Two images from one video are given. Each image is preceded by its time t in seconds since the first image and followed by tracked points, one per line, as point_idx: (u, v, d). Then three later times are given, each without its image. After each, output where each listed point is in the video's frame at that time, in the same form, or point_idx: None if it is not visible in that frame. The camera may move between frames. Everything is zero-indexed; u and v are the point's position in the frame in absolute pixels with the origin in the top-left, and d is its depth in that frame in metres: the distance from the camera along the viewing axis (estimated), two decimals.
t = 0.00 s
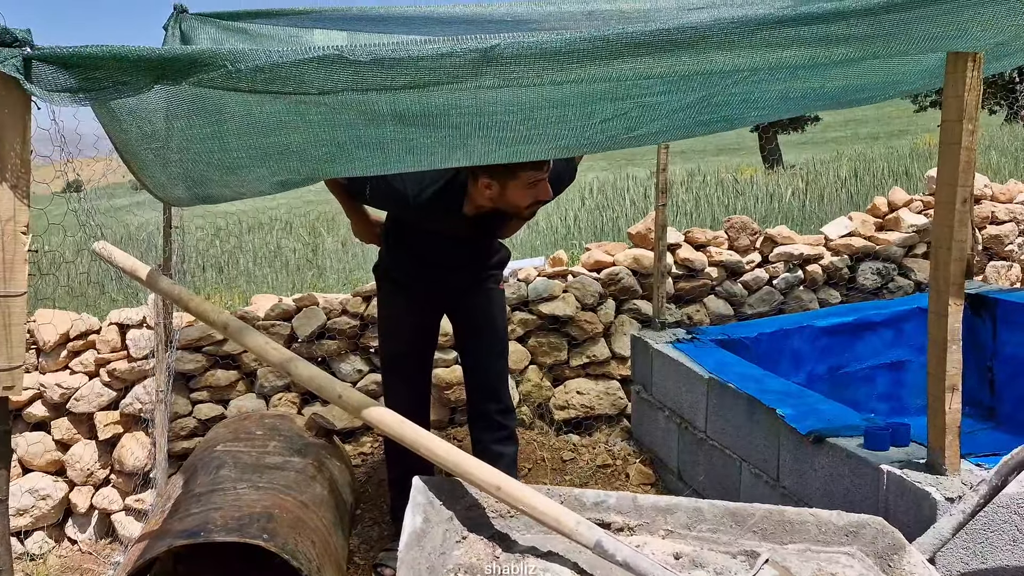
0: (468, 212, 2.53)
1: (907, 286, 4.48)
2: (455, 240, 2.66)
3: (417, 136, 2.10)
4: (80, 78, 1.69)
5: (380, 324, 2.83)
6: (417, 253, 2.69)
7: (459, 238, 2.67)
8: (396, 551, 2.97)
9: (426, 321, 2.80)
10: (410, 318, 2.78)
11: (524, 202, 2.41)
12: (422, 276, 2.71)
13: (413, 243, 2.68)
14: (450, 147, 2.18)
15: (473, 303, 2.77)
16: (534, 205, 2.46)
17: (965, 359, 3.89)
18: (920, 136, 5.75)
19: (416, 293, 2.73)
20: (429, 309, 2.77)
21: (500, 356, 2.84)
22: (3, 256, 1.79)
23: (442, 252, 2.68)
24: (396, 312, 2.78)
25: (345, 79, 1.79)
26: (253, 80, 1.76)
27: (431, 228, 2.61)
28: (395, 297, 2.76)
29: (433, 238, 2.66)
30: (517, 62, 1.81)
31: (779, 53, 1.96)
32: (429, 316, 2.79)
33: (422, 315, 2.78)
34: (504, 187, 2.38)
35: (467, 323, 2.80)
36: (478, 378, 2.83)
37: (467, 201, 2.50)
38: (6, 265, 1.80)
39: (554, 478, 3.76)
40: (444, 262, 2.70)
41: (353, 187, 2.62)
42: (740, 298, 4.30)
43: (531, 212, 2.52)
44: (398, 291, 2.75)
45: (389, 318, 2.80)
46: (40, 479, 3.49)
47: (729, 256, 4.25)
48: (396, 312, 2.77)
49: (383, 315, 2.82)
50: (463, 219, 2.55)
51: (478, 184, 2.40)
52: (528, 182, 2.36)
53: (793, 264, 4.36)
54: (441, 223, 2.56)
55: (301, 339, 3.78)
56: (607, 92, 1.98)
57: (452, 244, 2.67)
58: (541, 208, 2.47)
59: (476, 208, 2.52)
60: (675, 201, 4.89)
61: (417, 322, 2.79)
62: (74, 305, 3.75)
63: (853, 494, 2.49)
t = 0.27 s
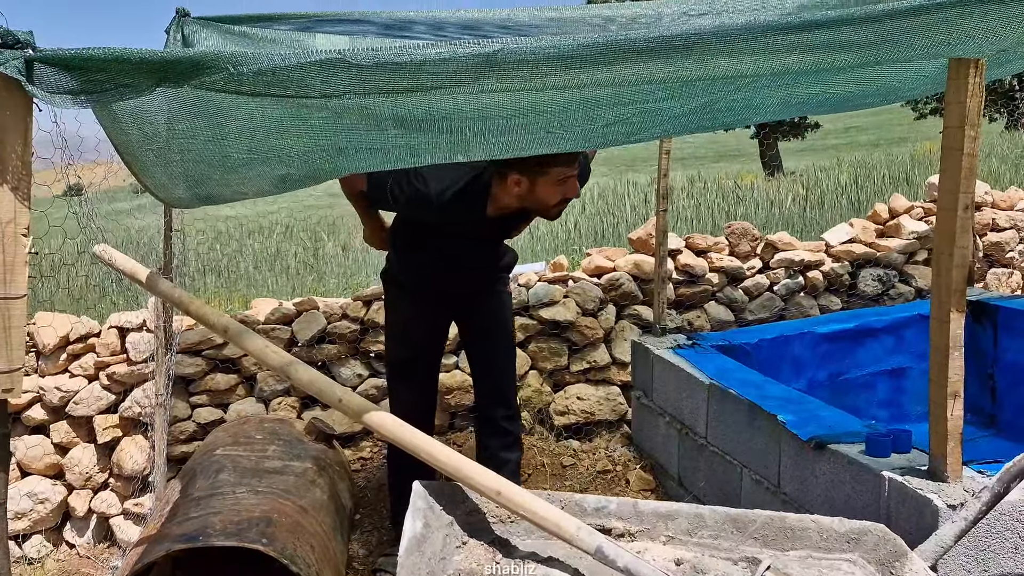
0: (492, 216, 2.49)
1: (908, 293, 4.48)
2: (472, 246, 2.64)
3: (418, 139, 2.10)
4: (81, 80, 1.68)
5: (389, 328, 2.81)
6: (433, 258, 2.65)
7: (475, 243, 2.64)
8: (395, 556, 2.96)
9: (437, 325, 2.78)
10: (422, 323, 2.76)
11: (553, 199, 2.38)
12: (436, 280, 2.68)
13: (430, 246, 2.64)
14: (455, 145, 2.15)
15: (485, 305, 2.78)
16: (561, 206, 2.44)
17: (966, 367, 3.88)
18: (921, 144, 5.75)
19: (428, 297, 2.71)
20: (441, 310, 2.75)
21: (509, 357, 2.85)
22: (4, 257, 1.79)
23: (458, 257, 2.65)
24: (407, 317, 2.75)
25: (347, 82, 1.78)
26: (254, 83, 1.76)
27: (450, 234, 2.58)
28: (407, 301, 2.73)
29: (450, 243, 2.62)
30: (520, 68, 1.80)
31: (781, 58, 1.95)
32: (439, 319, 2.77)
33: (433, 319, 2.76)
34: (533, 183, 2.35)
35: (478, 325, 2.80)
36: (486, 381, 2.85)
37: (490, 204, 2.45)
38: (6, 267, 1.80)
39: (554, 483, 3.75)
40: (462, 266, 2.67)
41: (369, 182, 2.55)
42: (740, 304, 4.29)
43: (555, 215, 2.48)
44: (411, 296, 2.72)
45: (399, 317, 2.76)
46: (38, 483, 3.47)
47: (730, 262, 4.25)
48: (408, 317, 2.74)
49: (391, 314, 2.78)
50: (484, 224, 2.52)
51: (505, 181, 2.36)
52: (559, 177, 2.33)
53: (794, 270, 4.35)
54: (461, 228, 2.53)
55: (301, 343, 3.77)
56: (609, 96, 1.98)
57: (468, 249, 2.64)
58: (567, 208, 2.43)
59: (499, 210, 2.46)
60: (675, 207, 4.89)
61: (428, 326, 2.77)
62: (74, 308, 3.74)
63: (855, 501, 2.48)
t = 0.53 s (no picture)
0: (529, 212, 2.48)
1: (908, 302, 4.47)
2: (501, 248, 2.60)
3: (418, 142, 2.10)
4: (81, 81, 1.68)
5: (404, 335, 2.70)
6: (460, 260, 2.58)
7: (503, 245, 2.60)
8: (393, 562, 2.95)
9: (457, 331, 2.70)
10: (443, 328, 2.67)
11: (593, 188, 2.42)
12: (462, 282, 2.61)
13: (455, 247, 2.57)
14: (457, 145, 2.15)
15: (509, 309, 2.74)
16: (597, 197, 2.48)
17: (967, 376, 3.87)
18: (922, 152, 5.75)
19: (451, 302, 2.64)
20: (461, 313, 2.67)
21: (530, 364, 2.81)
22: (1, 258, 1.78)
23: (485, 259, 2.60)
24: (427, 322, 2.65)
25: (348, 86, 1.78)
26: (254, 86, 1.75)
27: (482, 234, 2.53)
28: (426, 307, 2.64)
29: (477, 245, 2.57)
30: (521, 73, 1.80)
31: (784, 63, 1.94)
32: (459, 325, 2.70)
33: (454, 324, 2.68)
34: (573, 172, 2.39)
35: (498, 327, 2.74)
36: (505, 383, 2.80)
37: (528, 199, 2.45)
38: (3, 268, 1.79)
39: (552, 490, 3.76)
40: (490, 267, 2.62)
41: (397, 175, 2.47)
42: (740, 312, 4.29)
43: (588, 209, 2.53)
44: (432, 302, 2.62)
45: (414, 320, 2.67)
46: (34, 486, 3.46)
47: (731, 269, 4.24)
48: (429, 322, 2.65)
49: (405, 316, 2.68)
50: (519, 223, 2.51)
51: (544, 172, 2.39)
52: (598, 167, 2.38)
53: (794, 278, 4.35)
54: (495, 226, 2.50)
55: (300, 347, 3.77)
56: (611, 101, 1.98)
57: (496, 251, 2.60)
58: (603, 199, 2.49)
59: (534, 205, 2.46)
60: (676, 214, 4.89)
61: (449, 332, 2.68)
62: (72, 311, 3.73)
63: (855, 510, 2.47)
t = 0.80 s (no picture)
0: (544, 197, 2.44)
1: (908, 312, 4.47)
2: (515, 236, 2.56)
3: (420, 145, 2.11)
4: (83, 86, 1.68)
5: (416, 323, 2.68)
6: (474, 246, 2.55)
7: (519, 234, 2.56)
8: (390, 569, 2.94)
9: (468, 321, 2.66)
10: (454, 317, 2.64)
11: (608, 156, 2.40)
12: (474, 270, 2.58)
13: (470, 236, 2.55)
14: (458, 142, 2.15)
15: (524, 304, 2.67)
16: (614, 169, 2.45)
17: (967, 387, 3.86)
18: (923, 162, 5.75)
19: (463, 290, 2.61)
20: (472, 305, 2.64)
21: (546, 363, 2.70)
22: (1, 263, 1.78)
23: (500, 247, 2.56)
24: (438, 309, 2.63)
25: (349, 92, 1.78)
26: (256, 92, 1.76)
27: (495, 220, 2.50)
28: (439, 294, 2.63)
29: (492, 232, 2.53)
30: (522, 81, 1.80)
31: (785, 73, 1.94)
32: (471, 315, 2.66)
33: (466, 313, 2.65)
34: (585, 145, 2.37)
35: (509, 323, 2.67)
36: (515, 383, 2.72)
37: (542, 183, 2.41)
38: (3, 273, 1.79)
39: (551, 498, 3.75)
40: (504, 256, 2.58)
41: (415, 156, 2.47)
42: (740, 320, 4.29)
43: (607, 184, 2.50)
44: (445, 288, 2.61)
45: (426, 309, 2.66)
46: (32, 490, 3.45)
47: (731, 278, 4.24)
48: (440, 308, 2.63)
49: (419, 304, 2.67)
50: (533, 209, 2.46)
51: (557, 151, 2.38)
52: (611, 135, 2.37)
53: (794, 287, 4.34)
54: (508, 212, 2.47)
55: (299, 353, 3.76)
56: (612, 109, 1.98)
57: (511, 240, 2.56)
58: (619, 169, 2.46)
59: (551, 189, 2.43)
60: (676, 222, 4.89)
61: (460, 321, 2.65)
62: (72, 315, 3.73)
63: (853, 521, 2.46)
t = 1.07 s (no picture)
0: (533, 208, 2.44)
1: (908, 320, 4.46)
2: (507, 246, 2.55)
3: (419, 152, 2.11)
4: (82, 91, 1.68)
5: (412, 336, 2.68)
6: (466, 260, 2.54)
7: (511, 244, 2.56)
8: None
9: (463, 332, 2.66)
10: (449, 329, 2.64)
11: (593, 165, 2.33)
12: (467, 283, 2.57)
13: (464, 247, 2.53)
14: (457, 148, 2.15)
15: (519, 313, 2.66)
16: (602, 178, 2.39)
17: (966, 396, 3.86)
18: (923, 170, 5.76)
19: (457, 304, 2.60)
20: (467, 317, 2.63)
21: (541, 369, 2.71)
22: None
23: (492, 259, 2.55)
24: (434, 323, 2.63)
25: (350, 98, 1.78)
26: (254, 97, 1.75)
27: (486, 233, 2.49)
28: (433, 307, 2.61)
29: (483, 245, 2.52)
30: (522, 87, 1.80)
31: (785, 81, 1.94)
32: (466, 327, 2.66)
33: (460, 325, 2.64)
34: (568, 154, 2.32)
35: (505, 331, 2.67)
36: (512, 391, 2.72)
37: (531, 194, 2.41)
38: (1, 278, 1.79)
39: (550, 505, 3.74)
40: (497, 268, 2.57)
41: (401, 171, 2.39)
42: (740, 328, 4.28)
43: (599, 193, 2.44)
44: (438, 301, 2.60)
45: (422, 318, 2.65)
46: (29, 495, 3.45)
47: (730, 285, 4.24)
48: (436, 323, 2.62)
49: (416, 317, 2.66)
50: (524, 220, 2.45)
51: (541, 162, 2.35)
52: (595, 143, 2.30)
53: (794, 295, 4.34)
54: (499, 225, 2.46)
55: (298, 359, 3.76)
56: (613, 115, 1.98)
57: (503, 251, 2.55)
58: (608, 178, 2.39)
59: (540, 198, 2.43)
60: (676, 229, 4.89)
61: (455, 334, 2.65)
62: (71, 319, 3.73)
63: (853, 530, 2.46)
